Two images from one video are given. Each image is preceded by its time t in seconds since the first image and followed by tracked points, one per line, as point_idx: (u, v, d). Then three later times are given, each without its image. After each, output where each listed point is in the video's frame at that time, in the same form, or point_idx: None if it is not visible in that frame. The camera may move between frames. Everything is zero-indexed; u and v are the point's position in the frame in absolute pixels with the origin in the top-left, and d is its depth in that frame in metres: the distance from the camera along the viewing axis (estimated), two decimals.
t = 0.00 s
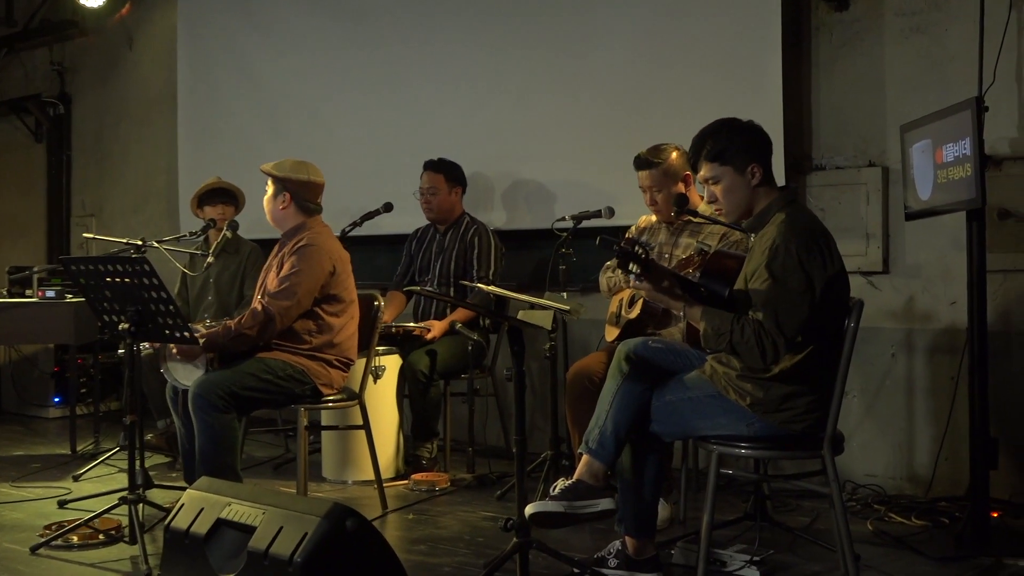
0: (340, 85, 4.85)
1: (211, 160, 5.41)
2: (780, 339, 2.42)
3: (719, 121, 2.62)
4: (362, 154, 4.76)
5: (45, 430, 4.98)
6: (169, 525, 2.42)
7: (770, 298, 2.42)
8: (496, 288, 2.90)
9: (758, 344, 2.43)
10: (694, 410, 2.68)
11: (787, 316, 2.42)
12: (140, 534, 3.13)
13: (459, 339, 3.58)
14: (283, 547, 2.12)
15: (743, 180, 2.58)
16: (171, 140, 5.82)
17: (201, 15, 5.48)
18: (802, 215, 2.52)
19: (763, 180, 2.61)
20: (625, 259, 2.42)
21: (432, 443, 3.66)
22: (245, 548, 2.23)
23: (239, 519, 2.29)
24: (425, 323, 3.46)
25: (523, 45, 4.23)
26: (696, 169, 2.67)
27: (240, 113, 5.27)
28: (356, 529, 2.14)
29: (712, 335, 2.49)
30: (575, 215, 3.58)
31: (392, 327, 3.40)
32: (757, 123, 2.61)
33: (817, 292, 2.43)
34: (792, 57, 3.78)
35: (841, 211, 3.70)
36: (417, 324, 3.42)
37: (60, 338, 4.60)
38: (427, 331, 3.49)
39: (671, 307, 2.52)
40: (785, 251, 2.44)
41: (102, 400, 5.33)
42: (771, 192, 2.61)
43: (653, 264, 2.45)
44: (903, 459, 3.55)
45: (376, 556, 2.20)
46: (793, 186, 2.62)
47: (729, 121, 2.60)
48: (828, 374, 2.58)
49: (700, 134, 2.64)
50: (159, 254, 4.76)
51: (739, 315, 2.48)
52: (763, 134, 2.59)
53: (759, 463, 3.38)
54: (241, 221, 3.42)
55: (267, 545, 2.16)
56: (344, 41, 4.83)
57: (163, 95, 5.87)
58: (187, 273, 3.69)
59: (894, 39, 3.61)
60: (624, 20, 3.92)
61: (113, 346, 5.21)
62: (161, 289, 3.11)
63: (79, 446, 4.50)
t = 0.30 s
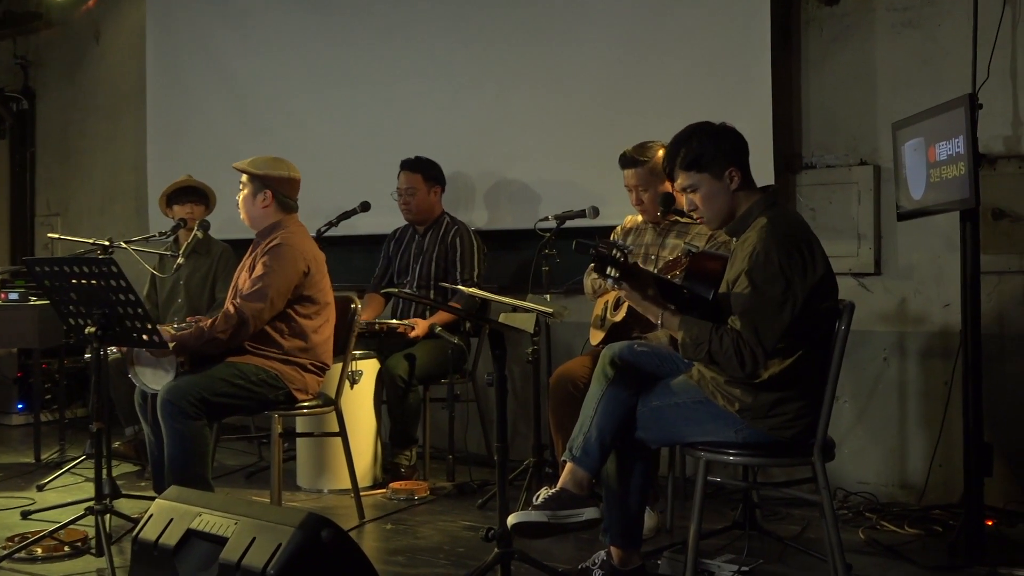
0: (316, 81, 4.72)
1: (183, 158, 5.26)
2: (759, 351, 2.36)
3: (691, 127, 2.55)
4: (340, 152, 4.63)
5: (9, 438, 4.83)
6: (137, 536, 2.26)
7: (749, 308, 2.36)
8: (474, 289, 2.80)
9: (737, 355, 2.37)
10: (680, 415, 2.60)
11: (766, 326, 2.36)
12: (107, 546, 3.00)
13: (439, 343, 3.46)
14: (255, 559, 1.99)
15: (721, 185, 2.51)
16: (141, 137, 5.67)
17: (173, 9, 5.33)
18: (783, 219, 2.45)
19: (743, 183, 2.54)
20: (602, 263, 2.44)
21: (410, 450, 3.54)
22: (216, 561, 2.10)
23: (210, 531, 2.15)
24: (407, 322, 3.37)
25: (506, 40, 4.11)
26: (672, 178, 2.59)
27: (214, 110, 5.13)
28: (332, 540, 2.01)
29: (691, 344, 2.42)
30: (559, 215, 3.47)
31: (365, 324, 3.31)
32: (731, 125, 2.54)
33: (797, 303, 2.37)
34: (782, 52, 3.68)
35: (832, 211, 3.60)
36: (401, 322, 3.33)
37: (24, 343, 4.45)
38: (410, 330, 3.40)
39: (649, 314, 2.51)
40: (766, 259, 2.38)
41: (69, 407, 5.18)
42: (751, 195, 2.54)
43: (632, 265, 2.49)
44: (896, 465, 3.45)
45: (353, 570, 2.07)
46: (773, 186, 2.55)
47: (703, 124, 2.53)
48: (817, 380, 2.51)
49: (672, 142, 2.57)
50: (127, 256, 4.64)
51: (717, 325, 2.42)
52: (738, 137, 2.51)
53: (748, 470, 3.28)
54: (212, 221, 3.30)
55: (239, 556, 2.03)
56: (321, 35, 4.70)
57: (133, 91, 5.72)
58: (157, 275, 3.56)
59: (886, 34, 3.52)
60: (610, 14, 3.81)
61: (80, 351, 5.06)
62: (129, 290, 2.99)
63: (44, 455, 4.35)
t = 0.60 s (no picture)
0: (299, 77, 4.59)
1: (161, 156, 5.12)
2: (747, 357, 2.36)
3: (675, 131, 2.54)
4: (323, 150, 4.50)
5: None
6: (109, 550, 2.12)
7: (738, 315, 2.35)
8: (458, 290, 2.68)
9: (725, 361, 2.37)
10: (674, 422, 2.55)
11: (754, 332, 2.35)
12: (78, 558, 2.87)
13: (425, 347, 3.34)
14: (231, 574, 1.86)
15: (708, 189, 2.50)
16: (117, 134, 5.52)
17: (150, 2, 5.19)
18: (772, 221, 2.43)
19: (729, 186, 2.54)
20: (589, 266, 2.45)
21: (394, 458, 3.39)
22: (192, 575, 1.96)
23: (186, 543, 2.01)
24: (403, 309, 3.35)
25: (494, 33, 4.00)
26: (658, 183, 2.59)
27: (193, 107, 4.98)
28: (314, 552, 1.87)
29: (678, 352, 2.44)
30: (548, 214, 3.35)
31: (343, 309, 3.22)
32: (715, 127, 2.53)
33: (786, 308, 2.34)
34: (777, 46, 3.57)
35: (830, 210, 3.49)
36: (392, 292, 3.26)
37: None
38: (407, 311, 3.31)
39: (637, 319, 2.55)
40: (754, 264, 2.36)
41: (43, 413, 5.02)
42: (738, 196, 2.53)
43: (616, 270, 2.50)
44: (897, 473, 3.34)
45: None
46: (761, 188, 2.54)
47: (686, 129, 2.53)
48: (815, 385, 2.46)
49: (657, 146, 2.56)
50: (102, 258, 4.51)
51: (705, 332, 2.42)
52: (723, 140, 2.51)
53: (744, 478, 3.17)
54: (187, 220, 3.18)
55: (215, 569, 1.89)
56: (304, 29, 4.57)
57: (110, 87, 5.58)
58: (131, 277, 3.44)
59: (885, 28, 3.41)
60: (601, 7, 3.70)
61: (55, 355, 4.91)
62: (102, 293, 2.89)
63: (13, 464, 4.20)
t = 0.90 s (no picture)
0: (282, 73, 4.46)
1: (141, 153, 4.98)
2: (741, 364, 2.25)
3: (664, 130, 2.44)
4: (307, 147, 4.38)
5: None
6: (80, 563, 1.98)
7: (731, 319, 2.25)
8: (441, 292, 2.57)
9: (718, 368, 2.26)
10: (668, 429, 2.46)
11: (747, 337, 2.25)
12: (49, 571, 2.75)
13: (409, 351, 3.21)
14: None
15: (700, 190, 2.39)
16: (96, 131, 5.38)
17: None
18: (765, 222, 2.33)
19: (721, 187, 2.43)
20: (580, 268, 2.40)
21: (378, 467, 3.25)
22: None
23: (161, 556, 1.88)
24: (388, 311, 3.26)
25: (484, 27, 3.89)
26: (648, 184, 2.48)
27: (173, 103, 4.85)
28: (294, 563, 1.75)
29: (670, 359, 2.33)
30: (538, 214, 3.24)
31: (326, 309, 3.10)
32: (705, 125, 2.42)
33: (780, 312, 2.25)
34: (775, 39, 3.46)
35: (829, 210, 3.39)
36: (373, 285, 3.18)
37: None
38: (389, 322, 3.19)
39: (628, 323, 2.45)
40: (748, 266, 2.26)
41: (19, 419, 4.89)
42: (730, 197, 2.42)
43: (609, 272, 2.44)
44: (898, 481, 3.24)
45: None
46: (754, 188, 2.43)
47: (676, 128, 2.42)
48: (813, 391, 2.37)
49: (646, 147, 2.46)
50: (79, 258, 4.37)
51: (697, 338, 2.32)
52: (716, 139, 2.41)
53: (740, 487, 3.06)
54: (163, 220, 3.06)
55: None
56: (288, 22, 4.45)
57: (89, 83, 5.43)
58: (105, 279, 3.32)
59: (887, 21, 3.30)
60: None
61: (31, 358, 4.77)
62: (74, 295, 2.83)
63: None
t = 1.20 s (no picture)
0: (263, 67, 4.34)
1: (119, 150, 4.84)
2: (733, 369, 2.16)
3: (654, 127, 2.34)
4: (290, 144, 4.26)
5: None
6: None
7: (723, 322, 2.15)
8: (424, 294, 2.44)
9: (709, 373, 2.17)
10: (659, 435, 2.36)
11: (739, 340, 2.15)
12: None
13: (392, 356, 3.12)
14: None
15: (691, 187, 2.29)
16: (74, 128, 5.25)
17: None
18: (758, 221, 2.23)
19: (713, 184, 2.32)
20: (569, 267, 2.25)
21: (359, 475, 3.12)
22: None
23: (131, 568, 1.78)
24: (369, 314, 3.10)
25: (471, 20, 3.78)
26: (637, 182, 2.38)
27: (152, 98, 4.71)
28: None
29: (659, 363, 2.24)
30: (526, 212, 3.13)
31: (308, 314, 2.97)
32: (696, 121, 2.33)
33: (773, 315, 2.15)
34: (770, 32, 3.36)
35: (826, 208, 3.29)
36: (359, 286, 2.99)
37: None
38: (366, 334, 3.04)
39: (617, 327, 2.34)
40: (740, 267, 2.16)
41: None
42: (722, 195, 2.32)
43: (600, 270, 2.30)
44: (897, 489, 3.14)
45: None
46: (747, 186, 2.33)
47: (667, 122, 2.32)
48: (808, 395, 2.27)
49: (635, 143, 2.35)
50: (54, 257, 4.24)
51: (688, 341, 2.23)
52: (707, 134, 2.31)
53: (734, 495, 2.95)
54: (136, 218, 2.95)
55: None
56: (270, 15, 4.33)
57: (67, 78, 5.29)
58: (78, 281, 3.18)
59: (886, 13, 3.20)
60: None
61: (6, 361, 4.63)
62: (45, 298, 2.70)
63: None
